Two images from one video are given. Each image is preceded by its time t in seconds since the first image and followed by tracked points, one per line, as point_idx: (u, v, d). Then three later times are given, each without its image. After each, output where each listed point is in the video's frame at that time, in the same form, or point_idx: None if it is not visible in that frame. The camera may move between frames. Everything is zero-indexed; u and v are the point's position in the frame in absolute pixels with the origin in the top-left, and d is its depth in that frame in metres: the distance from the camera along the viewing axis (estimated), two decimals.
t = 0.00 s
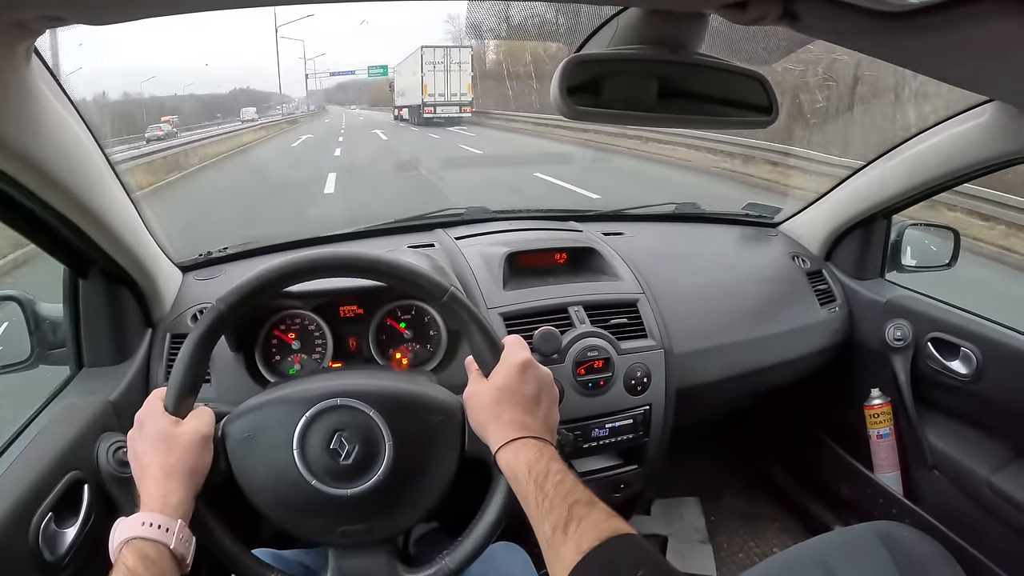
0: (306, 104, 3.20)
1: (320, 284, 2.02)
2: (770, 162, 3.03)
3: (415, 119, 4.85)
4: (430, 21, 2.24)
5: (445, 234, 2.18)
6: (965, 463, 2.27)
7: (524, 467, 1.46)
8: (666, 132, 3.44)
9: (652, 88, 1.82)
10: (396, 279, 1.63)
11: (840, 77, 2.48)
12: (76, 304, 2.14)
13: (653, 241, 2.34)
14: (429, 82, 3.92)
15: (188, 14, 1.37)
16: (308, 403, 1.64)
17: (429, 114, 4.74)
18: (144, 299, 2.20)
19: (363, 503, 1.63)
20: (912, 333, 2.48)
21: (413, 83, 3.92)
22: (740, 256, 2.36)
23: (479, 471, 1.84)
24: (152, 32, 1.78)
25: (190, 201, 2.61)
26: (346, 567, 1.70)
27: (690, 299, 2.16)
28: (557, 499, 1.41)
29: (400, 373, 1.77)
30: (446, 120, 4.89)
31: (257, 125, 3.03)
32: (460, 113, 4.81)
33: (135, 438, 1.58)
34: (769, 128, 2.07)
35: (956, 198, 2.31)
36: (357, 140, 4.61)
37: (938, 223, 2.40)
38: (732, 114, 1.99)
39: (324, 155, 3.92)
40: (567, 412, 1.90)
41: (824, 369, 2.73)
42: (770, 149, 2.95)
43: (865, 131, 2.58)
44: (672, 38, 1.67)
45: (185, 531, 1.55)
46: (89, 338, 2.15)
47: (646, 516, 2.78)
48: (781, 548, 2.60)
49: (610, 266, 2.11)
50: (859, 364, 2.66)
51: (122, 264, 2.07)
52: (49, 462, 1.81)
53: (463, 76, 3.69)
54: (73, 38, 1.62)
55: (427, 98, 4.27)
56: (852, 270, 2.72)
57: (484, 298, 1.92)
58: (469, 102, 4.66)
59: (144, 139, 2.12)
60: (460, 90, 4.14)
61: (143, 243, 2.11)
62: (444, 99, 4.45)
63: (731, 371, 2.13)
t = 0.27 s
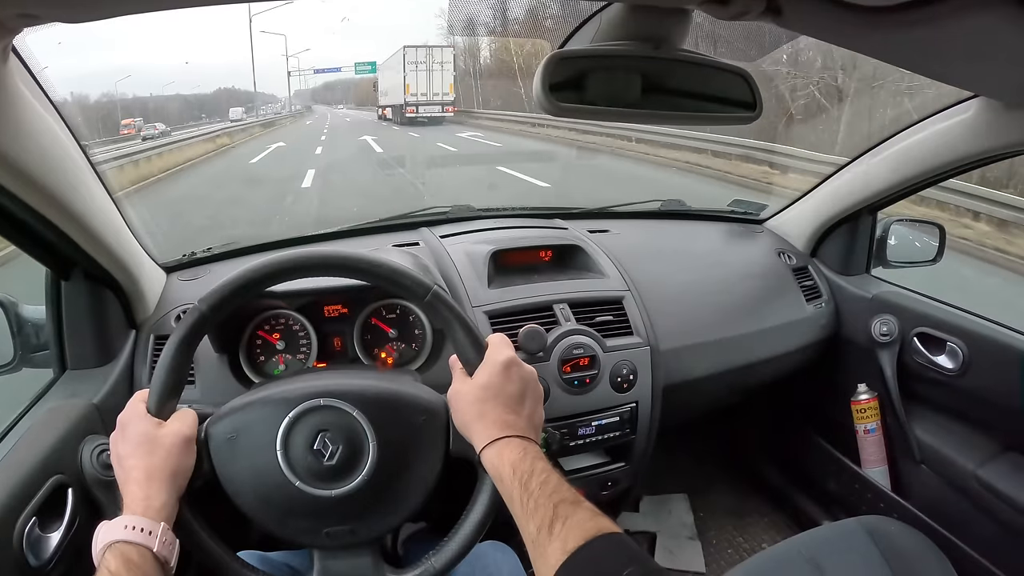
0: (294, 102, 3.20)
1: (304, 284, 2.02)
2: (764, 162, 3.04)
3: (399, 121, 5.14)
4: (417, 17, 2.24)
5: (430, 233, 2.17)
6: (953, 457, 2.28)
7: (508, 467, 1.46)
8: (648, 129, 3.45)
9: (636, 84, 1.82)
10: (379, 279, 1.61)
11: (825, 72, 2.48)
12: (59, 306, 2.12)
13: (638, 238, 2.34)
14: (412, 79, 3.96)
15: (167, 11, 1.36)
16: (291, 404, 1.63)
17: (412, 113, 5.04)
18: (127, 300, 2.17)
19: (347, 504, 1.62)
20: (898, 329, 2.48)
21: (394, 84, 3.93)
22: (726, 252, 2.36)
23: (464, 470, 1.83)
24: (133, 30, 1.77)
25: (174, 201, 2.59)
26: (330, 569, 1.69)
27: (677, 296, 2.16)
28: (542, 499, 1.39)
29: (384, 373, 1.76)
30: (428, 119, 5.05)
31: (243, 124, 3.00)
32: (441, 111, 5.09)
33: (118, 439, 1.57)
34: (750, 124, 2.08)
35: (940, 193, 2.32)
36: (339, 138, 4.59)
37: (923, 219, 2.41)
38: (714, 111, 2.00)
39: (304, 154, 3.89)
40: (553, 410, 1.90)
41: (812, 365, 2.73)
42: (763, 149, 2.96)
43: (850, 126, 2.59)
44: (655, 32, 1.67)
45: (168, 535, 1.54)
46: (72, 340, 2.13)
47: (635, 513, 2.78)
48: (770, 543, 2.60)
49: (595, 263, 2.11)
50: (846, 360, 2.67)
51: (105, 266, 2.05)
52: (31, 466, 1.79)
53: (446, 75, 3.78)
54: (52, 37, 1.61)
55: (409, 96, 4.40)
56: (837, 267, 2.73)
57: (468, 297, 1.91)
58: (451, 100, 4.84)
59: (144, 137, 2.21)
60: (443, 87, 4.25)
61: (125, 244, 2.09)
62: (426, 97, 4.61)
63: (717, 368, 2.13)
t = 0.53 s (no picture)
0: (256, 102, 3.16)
1: (246, 286, 1.99)
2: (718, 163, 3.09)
3: (354, 120, 5.25)
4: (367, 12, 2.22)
5: (380, 234, 2.14)
6: (908, 451, 2.29)
7: (441, 470, 1.44)
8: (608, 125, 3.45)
9: (576, 81, 1.82)
10: (316, 283, 1.60)
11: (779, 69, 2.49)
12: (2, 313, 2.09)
13: (589, 238, 2.33)
14: (369, 80, 4.01)
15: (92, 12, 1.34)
16: (226, 409, 1.61)
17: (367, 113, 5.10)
18: (72, 306, 2.11)
19: (285, 509, 1.61)
20: (851, 325, 2.50)
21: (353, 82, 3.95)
22: (678, 251, 2.37)
23: (406, 473, 1.82)
24: (70, 31, 1.74)
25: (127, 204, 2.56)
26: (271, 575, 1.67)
27: (628, 295, 2.16)
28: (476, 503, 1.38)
29: (324, 377, 1.75)
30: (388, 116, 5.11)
31: (208, 123, 2.95)
32: (399, 109, 5.22)
33: (53, 446, 1.55)
34: (688, 122, 2.09)
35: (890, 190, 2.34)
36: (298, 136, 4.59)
37: (878, 215, 2.42)
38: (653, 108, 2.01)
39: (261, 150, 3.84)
40: (500, 412, 1.89)
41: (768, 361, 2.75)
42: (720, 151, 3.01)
43: (805, 123, 2.60)
44: (592, 28, 1.66)
45: (104, 541, 1.53)
46: (15, 347, 2.10)
47: (594, 512, 2.77)
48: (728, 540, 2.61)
49: (543, 263, 2.10)
50: (802, 356, 2.68)
51: (50, 273, 2.01)
52: None
53: (404, 75, 4.00)
54: None
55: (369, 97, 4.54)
56: (790, 264, 2.74)
57: (414, 298, 1.89)
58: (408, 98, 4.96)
59: (110, 135, 2.30)
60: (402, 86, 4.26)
61: (68, 249, 2.05)
62: (386, 99, 4.80)
63: (669, 365, 2.14)
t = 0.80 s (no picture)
0: (218, 100, 3.14)
1: (193, 285, 1.93)
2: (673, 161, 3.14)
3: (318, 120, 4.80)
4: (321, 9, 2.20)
5: (335, 233, 2.12)
6: (867, 446, 2.30)
7: (384, 470, 1.44)
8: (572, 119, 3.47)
9: (523, 75, 1.83)
10: (260, 281, 1.58)
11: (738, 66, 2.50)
12: None
13: (547, 235, 2.33)
14: (331, 80, 3.89)
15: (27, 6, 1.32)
16: (170, 409, 1.60)
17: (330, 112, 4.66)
18: (20, 307, 2.07)
19: (230, 511, 1.59)
20: (808, 321, 2.51)
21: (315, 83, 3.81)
22: (636, 248, 2.37)
23: (355, 473, 1.81)
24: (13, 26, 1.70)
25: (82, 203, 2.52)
26: None
27: (584, 292, 2.16)
28: (416, 504, 1.37)
29: (272, 377, 1.74)
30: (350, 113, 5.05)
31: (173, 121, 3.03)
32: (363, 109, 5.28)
33: None
34: (637, 115, 2.11)
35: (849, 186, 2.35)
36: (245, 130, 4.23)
37: (834, 212, 2.45)
38: (600, 100, 2.03)
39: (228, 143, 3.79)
40: (453, 411, 1.88)
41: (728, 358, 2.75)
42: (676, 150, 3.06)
43: (765, 121, 2.61)
44: (539, 23, 1.71)
45: (48, 548, 1.48)
46: None
47: (554, 511, 2.77)
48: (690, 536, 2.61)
49: (498, 261, 2.10)
50: (760, 352, 2.69)
51: None
52: None
53: (364, 76, 3.87)
54: None
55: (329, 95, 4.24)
56: (748, 262, 2.75)
57: (365, 297, 1.88)
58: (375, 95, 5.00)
59: (74, 133, 2.28)
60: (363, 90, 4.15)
61: (15, 251, 2.01)
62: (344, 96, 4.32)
63: (626, 362, 2.15)
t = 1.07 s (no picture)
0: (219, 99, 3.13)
1: (192, 285, 1.91)
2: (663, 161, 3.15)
3: (316, 120, 4.43)
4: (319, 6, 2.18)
5: (334, 232, 2.11)
6: (868, 447, 2.29)
7: (383, 472, 1.44)
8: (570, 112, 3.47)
9: (523, 75, 1.81)
10: (257, 281, 1.57)
11: (739, 65, 2.49)
12: None
13: (548, 235, 2.32)
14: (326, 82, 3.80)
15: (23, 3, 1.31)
16: (167, 410, 1.59)
17: (328, 114, 4.28)
18: (19, 306, 2.06)
19: (227, 512, 1.58)
20: (809, 321, 2.50)
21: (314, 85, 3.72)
22: (637, 248, 2.36)
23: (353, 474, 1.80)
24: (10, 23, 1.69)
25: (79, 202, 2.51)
26: None
27: (585, 292, 2.15)
28: (414, 506, 1.38)
29: (269, 377, 1.73)
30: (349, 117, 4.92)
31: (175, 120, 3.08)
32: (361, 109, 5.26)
33: None
34: (638, 114, 2.10)
35: (851, 185, 2.34)
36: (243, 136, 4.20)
37: (834, 212, 2.45)
38: (601, 99, 2.02)
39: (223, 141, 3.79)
40: (452, 411, 1.87)
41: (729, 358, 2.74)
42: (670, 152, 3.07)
43: (766, 120, 2.60)
44: (537, 21, 1.71)
45: (44, 548, 1.47)
46: None
47: (555, 512, 2.76)
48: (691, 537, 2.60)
49: (498, 261, 2.09)
50: (760, 352, 2.68)
51: None
52: None
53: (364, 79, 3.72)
54: None
55: (327, 97, 3.94)
56: (749, 262, 2.74)
57: (364, 296, 1.86)
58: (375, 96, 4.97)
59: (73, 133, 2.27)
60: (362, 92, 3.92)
61: (13, 250, 2.00)
62: (344, 100, 4.08)
63: (627, 362, 2.13)
